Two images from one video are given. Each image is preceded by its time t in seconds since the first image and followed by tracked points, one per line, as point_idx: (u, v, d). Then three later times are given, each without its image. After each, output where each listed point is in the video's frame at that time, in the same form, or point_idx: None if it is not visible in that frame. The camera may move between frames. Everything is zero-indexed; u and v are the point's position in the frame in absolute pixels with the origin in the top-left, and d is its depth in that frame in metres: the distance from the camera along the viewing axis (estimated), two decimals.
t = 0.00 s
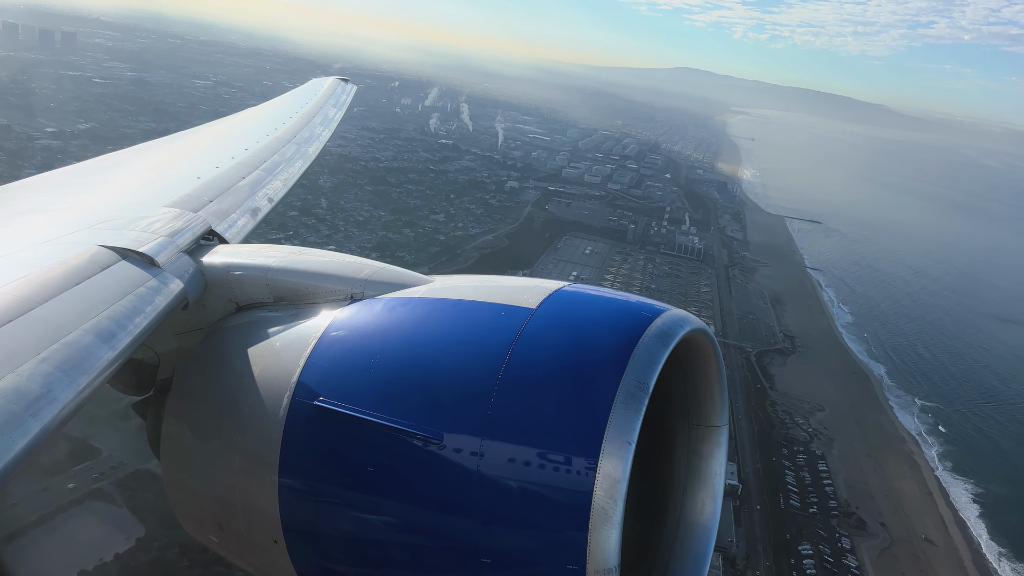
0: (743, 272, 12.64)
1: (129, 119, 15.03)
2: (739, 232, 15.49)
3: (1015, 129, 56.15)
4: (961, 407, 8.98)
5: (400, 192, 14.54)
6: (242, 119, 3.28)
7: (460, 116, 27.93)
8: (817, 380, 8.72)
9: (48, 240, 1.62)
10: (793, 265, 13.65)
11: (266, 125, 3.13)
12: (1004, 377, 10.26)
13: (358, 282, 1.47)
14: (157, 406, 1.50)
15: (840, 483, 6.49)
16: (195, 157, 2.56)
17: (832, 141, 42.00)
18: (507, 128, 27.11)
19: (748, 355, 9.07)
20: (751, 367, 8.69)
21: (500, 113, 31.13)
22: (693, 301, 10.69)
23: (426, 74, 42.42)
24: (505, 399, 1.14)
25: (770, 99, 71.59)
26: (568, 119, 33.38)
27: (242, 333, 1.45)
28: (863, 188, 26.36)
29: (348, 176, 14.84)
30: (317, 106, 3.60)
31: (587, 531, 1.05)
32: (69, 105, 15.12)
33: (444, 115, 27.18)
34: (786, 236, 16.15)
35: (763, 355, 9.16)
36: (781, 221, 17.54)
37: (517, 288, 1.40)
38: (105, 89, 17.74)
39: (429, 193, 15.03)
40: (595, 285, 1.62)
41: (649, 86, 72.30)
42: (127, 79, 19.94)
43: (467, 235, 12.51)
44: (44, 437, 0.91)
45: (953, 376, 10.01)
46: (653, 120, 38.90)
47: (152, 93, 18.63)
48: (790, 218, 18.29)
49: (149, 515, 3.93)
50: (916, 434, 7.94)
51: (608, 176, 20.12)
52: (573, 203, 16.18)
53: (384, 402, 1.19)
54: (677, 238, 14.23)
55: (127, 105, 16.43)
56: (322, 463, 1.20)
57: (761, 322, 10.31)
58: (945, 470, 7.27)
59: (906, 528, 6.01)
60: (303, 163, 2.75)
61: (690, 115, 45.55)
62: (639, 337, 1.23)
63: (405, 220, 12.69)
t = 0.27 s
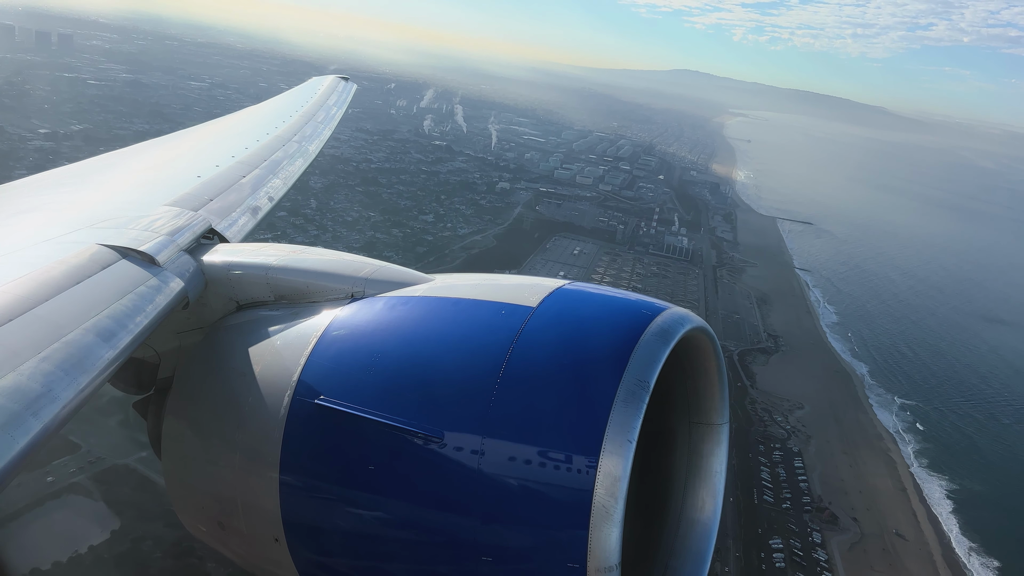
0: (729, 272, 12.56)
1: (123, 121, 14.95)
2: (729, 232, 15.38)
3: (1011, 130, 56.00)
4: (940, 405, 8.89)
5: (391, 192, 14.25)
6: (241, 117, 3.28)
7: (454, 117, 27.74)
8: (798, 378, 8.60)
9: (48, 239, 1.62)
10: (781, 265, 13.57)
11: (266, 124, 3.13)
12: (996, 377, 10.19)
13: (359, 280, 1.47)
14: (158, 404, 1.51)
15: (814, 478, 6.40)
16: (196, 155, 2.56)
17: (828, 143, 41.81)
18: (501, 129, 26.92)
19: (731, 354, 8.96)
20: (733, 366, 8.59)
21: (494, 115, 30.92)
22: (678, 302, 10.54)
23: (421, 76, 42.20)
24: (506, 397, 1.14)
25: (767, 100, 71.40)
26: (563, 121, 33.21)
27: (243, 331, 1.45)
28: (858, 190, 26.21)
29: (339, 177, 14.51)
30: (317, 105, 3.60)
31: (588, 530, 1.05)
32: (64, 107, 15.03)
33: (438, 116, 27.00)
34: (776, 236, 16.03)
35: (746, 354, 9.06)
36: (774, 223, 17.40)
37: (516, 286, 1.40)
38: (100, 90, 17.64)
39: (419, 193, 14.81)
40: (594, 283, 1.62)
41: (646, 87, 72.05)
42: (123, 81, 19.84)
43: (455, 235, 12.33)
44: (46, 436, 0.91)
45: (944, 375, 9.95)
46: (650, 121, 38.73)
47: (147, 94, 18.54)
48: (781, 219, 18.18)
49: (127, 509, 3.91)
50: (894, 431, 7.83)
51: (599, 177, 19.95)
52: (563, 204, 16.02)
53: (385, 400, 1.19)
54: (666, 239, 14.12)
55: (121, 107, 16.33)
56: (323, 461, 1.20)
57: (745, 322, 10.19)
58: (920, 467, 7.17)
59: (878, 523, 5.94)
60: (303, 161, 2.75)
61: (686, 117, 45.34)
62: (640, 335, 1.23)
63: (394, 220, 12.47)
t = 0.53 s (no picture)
0: (717, 271, 12.53)
1: (117, 122, 14.89)
2: (718, 233, 15.37)
3: (1006, 133, 55.99)
4: (919, 404, 8.89)
5: (380, 192, 14.22)
6: (242, 116, 3.28)
7: (449, 118, 27.63)
8: (779, 376, 8.60)
9: (48, 237, 1.62)
10: (768, 266, 13.56)
11: (265, 123, 3.13)
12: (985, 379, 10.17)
13: (359, 279, 1.47)
14: (158, 402, 1.51)
15: (789, 475, 6.44)
16: (196, 154, 2.57)
17: (822, 145, 41.73)
18: (495, 131, 26.80)
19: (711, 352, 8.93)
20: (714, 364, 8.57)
21: (488, 116, 30.81)
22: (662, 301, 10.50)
23: (416, 77, 42.07)
24: (506, 396, 1.14)
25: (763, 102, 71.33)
26: (558, 122, 33.12)
27: (243, 330, 1.45)
28: (852, 192, 26.16)
29: (329, 176, 14.49)
30: (316, 104, 3.60)
31: (587, 529, 1.05)
32: (58, 107, 14.97)
33: (432, 116, 26.87)
34: (766, 237, 16.02)
35: (728, 352, 9.05)
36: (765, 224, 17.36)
37: (517, 285, 1.40)
38: (94, 91, 17.56)
39: (410, 193, 14.76)
40: (593, 282, 1.62)
41: (642, 89, 71.93)
42: (118, 82, 19.77)
43: (443, 235, 12.30)
44: (45, 435, 0.91)
45: (932, 375, 9.94)
46: (646, 123, 38.65)
47: (142, 95, 18.46)
48: (772, 220, 18.15)
49: (101, 501, 4.00)
50: (872, 429, 7.83)
51: (591, 178, 19.91)
52: (554, 205, 15.97)
53: (385, 398, 1.19)
54: (655, 239, 14.10)
55: (115, 107, 16.26)
56: (323, 458, 1.20)
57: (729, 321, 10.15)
58: (895, 463, 7.20)
59: (850, 519, 6.00)
60: (303, 160, 2.75)
61: (680, 119, 45.23)
62: (640, 333, 1.23)
63: (383, 220, 12.42)
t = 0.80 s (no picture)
0: (705, 271, 12.51)
1: (110, 122, 14.83)
2: (708, 233, 15.34)
3: (1000, 135, 56.09)
4: (898, 403, 8.84)
5: (369, 192, 14.16)
6: (241, 115, 3.28)
7: (443, 119, 27.56)
8: (759, 375, 8.58)
9: (46, 236, 1.62)
10: (757, 266, 13.54)
11: (265, 122, 3.13)
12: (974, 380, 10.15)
13: (358, 279, 1.47)
14: (156, 402, 1.51)
15: (763, 471, 6.46)
16: (195, 153, 2.57)
17: (816, 147, 41.70)
18: (489, 132, 26.73)
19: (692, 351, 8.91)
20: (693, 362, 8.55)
21: (482, 117, 30.73)
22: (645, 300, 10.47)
23: (411, 79, 41.98)
24: (505, 396, 1.14)
25: (758, 104, 71.35)
26: (552, 124, 33.06)
27: (243, 329, 1.45)
28: (845, 194, 26.14)
29: (318, 177, 14.42)
30: (315, 103, 3.59)
31: (587, 529, 1.05)
32: (51, 107, 14.90)
33: (424, 117, 26.81)
34: (757, 238, 16.01)
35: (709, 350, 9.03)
36: (756, 225, 17.34)
37: (515, 285, 1.40)
38: (88, 91, 17.49)
39: (400, 193, 14.70)
40: (591, 283, 1.62)
41: (638, 91, 71.89)
42: (112, 83, 19.70)
43: (431, 235, 12.26)
44: (44, 433, 0.91)
45: (920, 376, 9.92)
46: (640, 125, 38.60)
47: (136, 96, 18.40)
48: (763, 221, 18.14)
49: (77, 494, 4.09)
50: (850, 427, 7.82)
51: (582, 179, 19.88)
52: (544, 206, 15.94)
53: (384, 398, 1.19)
54: (643, 240, 14.07)
55: (109, 108, 16.20)
56: (323, 458, 1.20)
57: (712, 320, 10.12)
58: (870, 460, 7.19)
59: (821, 514, 6.02)
60: (303, 159, 2.75)
61: (674, 120, 45.20)
62: (640, 333, 1.23)
63: (370, 220, 12.36)
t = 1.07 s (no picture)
0: (693, 271, 12.49)
1: (103, 122, 14.79)
2: (698, 233, 15.33)
3: (996, 137, 56.10)
4: (877, 400, 8.81)
5: (360, 192, 14.11)
6: (242, 115, 3.28)
7: (437, 120, 27.52)
8: (741, 371, 8.55)
9: (47, 236, 1.62)
10: (746, 266, 13.52)
11: (266, 122, 3.13)
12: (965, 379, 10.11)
13: (358, 279, 1.47)
14: (156, 401, 1.51)
15: (740, 466, 6.46)
16: (196, 153, 2.57)
17: (811, 148, 41.67)
18: (482, 133, 26.67)
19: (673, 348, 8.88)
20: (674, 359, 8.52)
21: (476, 118, 30.66)
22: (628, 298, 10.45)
23: (406, 79, 41.90)
24: (504, 396, 1.14)
25: (755, 105, 71.33)
26: (547, 125, 33.01)
27: (243, 329, 1.45)
28: (839, 195, 26.09)
29: (309, 177, 14.36)
30: (316, 103, 3.59)
31: (586, 530, 1.05)
32: (45, 108, 14.87)
33: (417, 117, 26.75)
34: (748, 238, 16.00)
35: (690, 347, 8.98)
36: (748, 226, 17.33)
37: (515, 286, 1.40)
38: (82, 92, 17.44)
39: (390, 193, 14.66)
40: (591, 284, 1.62)
41: (634, 92, 71.85)
42: (107, 83, 19.65)
43: (420, 235, 12.24)
44: (44, 433, 0.91)
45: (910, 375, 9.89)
46: (636, 126, 38.55)
47: (130, 97, 18.35)
48: (755, 221, 18.13)
49: (55, 489, 4.24)
50: (829, 424, 7.81)
51: (574, 180, 19.87)
52: (535, 206, 15.93)
53: (382, 399, 1.19)
54: (633, 240, 14.05)
55: (102, 108, 16.15)
56: (322, 459, 1.20)
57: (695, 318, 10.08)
58: (847, 457, 7.19)
59: (795, 508, 6.03)
60: (304, 159, 2.75)
61: (668, 121, 45.17)
62: (639, 334, 1.23)
63: (359, 219, 12.31)
